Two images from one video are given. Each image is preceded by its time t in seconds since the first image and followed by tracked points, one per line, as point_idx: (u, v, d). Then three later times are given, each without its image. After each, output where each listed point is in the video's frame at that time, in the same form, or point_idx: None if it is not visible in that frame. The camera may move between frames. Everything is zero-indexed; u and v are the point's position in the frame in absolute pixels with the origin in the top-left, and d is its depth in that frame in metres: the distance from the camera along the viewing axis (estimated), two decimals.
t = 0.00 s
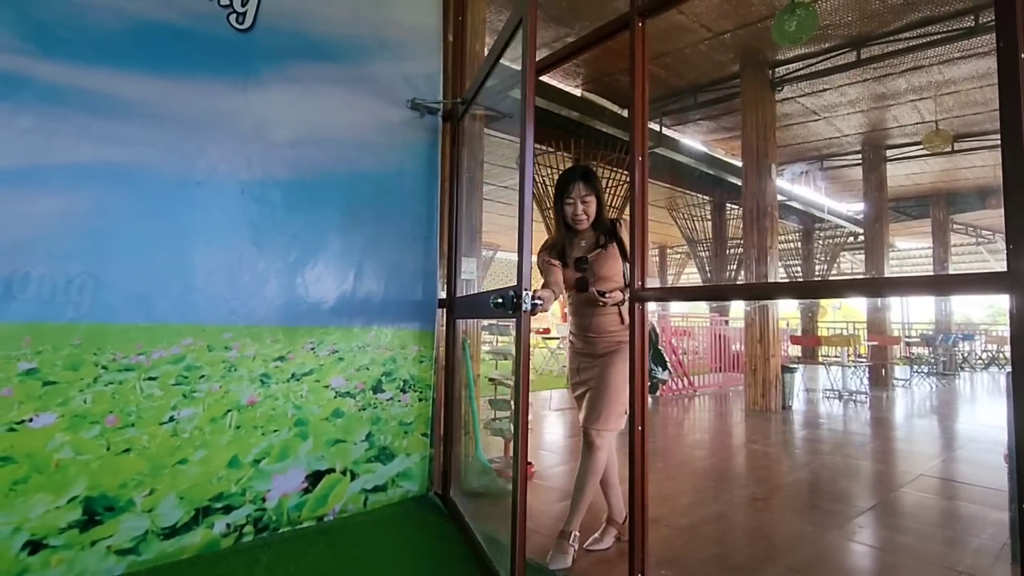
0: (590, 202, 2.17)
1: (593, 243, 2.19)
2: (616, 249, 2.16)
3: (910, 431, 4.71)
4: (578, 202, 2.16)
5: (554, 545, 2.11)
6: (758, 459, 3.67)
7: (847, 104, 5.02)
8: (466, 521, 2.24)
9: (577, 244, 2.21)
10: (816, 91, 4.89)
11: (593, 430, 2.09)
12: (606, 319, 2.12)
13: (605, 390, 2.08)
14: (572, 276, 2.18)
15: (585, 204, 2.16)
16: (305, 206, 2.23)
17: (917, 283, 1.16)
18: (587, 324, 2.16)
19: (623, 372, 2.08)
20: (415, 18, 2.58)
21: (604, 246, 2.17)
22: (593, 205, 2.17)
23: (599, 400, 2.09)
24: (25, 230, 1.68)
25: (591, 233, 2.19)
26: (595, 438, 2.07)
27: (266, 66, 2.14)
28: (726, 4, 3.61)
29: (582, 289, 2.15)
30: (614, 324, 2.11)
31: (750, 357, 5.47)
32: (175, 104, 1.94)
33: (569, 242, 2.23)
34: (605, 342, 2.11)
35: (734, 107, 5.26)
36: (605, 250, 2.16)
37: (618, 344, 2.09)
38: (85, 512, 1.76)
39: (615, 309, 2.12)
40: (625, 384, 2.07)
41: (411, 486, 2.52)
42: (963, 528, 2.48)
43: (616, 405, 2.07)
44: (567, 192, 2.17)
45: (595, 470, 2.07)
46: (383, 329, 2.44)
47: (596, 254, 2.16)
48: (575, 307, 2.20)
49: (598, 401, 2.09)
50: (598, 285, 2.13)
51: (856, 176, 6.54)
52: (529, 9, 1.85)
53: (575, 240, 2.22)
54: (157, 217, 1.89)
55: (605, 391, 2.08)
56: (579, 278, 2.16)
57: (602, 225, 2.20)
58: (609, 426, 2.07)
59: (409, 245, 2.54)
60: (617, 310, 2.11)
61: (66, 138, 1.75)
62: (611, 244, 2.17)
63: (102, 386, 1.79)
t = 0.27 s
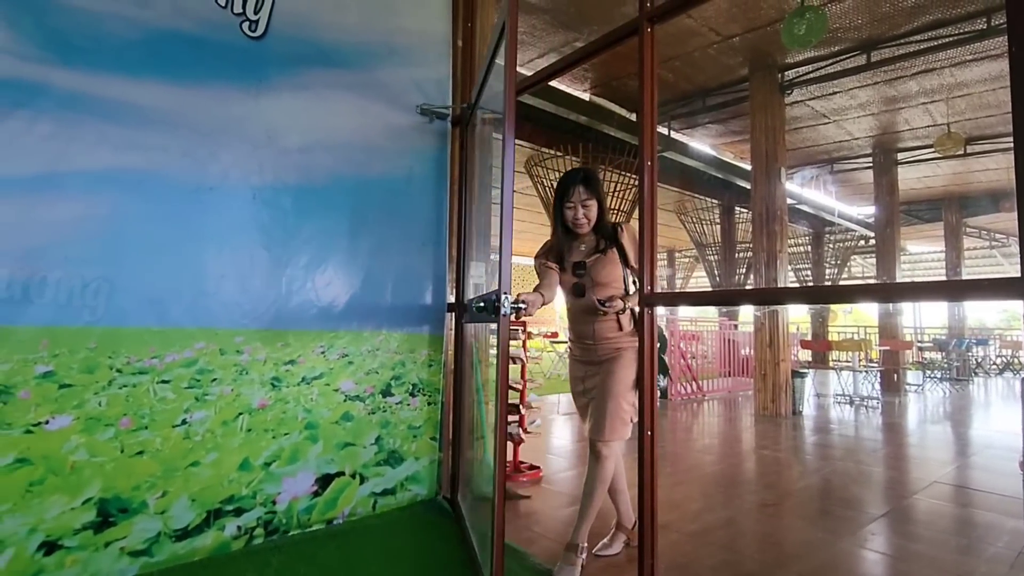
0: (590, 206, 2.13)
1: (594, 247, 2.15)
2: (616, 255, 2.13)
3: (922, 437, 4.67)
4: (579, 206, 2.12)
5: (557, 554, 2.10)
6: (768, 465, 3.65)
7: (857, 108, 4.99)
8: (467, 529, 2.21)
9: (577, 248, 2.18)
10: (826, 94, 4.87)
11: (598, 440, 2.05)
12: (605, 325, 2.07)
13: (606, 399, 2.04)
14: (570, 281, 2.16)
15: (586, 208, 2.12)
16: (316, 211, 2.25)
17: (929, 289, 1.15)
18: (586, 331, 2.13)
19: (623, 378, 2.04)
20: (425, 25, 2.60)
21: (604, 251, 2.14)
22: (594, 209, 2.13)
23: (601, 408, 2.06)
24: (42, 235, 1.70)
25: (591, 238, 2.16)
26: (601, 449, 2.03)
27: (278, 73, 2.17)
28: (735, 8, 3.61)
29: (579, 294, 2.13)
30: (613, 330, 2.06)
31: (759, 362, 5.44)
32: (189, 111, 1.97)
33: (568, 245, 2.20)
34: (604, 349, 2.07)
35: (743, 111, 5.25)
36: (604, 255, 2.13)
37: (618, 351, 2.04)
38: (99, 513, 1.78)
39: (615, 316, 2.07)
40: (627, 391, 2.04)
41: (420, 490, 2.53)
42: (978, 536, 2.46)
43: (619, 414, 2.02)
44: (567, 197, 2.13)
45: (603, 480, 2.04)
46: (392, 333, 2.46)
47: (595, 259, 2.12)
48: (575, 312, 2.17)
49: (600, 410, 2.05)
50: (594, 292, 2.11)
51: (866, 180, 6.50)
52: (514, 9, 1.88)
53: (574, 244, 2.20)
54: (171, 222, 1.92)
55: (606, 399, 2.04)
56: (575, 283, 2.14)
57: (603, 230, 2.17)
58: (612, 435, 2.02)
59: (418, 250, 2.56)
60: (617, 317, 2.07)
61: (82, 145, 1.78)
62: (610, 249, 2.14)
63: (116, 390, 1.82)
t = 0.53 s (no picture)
0: (593, 208, 2.11)
1: (595, 249, 2.15)
2: (617, 258, 2.12)
3: (933, 441, 4.63)
4: (581, 208, 2.10)
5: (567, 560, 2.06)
6: (776, 469, 3.63)
7: (865, 110, 4.96)
8: (467, 534, 2.17)
9: (578, 249, 2.18)
10: (833, 97, 4.85)
11: (603, 446, 2.05)
12: (604, 328, 2.06)
13: (607, 403, 2.02)
14: (569, 282, 2.15)
15: (589, 210, 2.10)
16: (324, 216, 2.27)
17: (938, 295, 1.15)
18: (585, 334, 2.11)
19: (623, 381, 2.02)
20: (432, 30, 2.62)
21: (605, 253, 2.13)
22: (597, 211, 2.11)
23: (603, 413, 2.04)
24: (55, 239, 1.72)
25: (592, 239, 2.15)
26: (606, 454, 2.03)
27: (287, 78, 2.19)
28: (741, 11, 3.60)
29: (578, 296, 2.12)
30: (612, 334, 2.04)
31: (767, 366, 5.42)
32: (199, 116, 1.99)
33: (569, 246, 2.19)
34: (603, 352, 2.05)
35: (750, 114, 5.24)
36: (605, 257, 2.12)
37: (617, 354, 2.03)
38: (110, 515, 1.80)
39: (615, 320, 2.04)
40: (627, 394, 2.03)
41: (427, 493, 2.53)
42: (989, 543, 2.44)
43: (622, 418, 2.01)
44: (569, 198, 2.12)
45: (608, 485, 2.04)
46: (400, 337, 2.47)
47: (596, 261, 2.12)
48: (575, 314, 2.15)
49: (603, 415, 2.03)
50: (594, 294, 2.10)
51: (874, 182, 6.47)
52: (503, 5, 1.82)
53: (575, 244, 2.19)
54: (181, 226, 1.94)
55: (608, 403, 2.02)
56: (574, 285, 2.14)
57: (605, 232, 2.16)
58: (615, 440, 2.01)
59: (426, 253, 2.57)
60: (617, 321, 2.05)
61: (95, 150, 1.80)
62: (612, 251, 2.13)
63: (127, 393, 1.84)
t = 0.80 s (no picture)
0: (597, 208, 2.10)
1: (599, 251, 2.13)
2: (620, 260, 2.11)
3: (944, 446, 4.59)
4: (585, 207, 2.09)
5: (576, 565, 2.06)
6: (784, 474, 3.61)
7: (873, 112, 4.92)
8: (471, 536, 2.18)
9: (581, 249, 2.15)
10: (841, 99, 4.82)
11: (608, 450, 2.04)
12: (606, 331, 2.06)
13: (612, 406, 2.02)
14: (571, 283, 2.13)
15: (592, 210, 2.08)
16: (333, 220, 2.28)
17: (948, 301, 1.14)
18: (585, 337, 2.11)
19: (625, 383, 2.03)
20: (439, 36, 2.64)
21: (608, 255, 2.11)
22: (600, 210, 2.10)
23: (605, 416, 2.03)
24: (70, 244, 1.75)
25: (596, 240, 2.13)
26: (611, 458, 2.03)
27: (296, 84, 2.21)
28: (748, 14, 3.61)
29: (580, 297, 2.10)
30: (614, 336, 2.05)
31: (774, 370, 5.44)
32: (208, 122, 2.01)
33: (572, 247, 2.17)
34: (605, 354, 2.05)
35: (757, 117, 5.23)
36: (609, 259, 2.10)
37: (620, 356, 2.04)
38: (122, 517, 1.82)
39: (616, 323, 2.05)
40: (630, 396, 2.04)
41: (434, 496, 2.53)
42: (1001, 549, 2.41)
43: (625, 421, 2.02)
44: (573, 199, 2.10)
45: (613, 490, 2.04)
46: (407, 341, 2.49)
47: (599, 263, 2.09)
48: (575, 315, 2.13)
49: (607, 419, 2.03)
50: (597, 297, 2.08)
51: (883, 185, 6.43)
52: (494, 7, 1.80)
53: (579, 246, 2.16)
54: (192, 230, 1.96)
55: (611, 404, 2.02)
56: (577, 286, 2.11)
57: (609, 234, 2.14)
58: (619, 444, 2.01)
59: (432, 257, 2.58)
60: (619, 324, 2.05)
61: (109, 156, 1.82)
62: (615, 253, 2.11)
63: (139, 395, 1.86)
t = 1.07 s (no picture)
0: (599, 207, 2.10)
1: (602, 253, 2.12)
2: (624, 263, 2.10)
3: (955, 451, 4.55)
4: (587, 207, 2.10)
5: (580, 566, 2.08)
6: (793, 479, 3.58)
7: (881, 115, 4.90)
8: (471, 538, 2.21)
9: (584, 252, 2.15)
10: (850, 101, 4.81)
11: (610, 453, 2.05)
12: (608, 336, 2.05)
13: (614, 410, 2.03)
14: (574, 287, 2.13)
15: (594, 210, 2.09)
16: (341, 224, 2.30)
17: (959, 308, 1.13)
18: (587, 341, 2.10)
19: (628, 389, 2.02)
20: (446, 41, 2.66)
21: (612, 258, 2.11)
22: (602, 210, 2.10)
23: (607, 419, 2.04)
24: (83, 249, 1.77)
25: (599, 242, 2.13)
26: (614, 461, 2.03)
27: (304, 90, 2.23)
28: (755, 17, 3.58)
29: (583, 300, 2.10)
30: (616, 341, 2.04)
31: (783, 372, 5.37)
32: (219, 129, 2.04)
33: (575, 249, 2.17)
34: (608, 358, 2.05)
35: (765, 119, 5.21)
36: (612, 263, 2.09)
37: (622, 360, 2.04)
38: (134, 519, 1.83)
39: (619, 327, 2.05)
40: (633, 401, 2.03)
41: (441, 500, 2.52)
42: (1015, 556, 2.39)
43: (627, 425, 2.02)
44: (574, 198, 2.12)
45: (617, 495, 2.03)
46: (415, 345, 2.50)
47: (603, 266, 2.09)
48: (578, 319, 2.13)
49: (609, 421, 2.04)
50: (601, 301, 2.08)
51: (892, 187, 6.39)
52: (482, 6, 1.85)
53: (582, 248, 2.17)
54: (203, 235, 1.98)
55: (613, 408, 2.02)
56: (580, 289, 2.11)
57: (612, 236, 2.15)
58: (621, 446, 2.02)
59: (440, 261, 2.59)
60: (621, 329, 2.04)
61: (122, 163, 1.85)
62: (619, 256, 2.10)
63: (150, 399, 1.88)
